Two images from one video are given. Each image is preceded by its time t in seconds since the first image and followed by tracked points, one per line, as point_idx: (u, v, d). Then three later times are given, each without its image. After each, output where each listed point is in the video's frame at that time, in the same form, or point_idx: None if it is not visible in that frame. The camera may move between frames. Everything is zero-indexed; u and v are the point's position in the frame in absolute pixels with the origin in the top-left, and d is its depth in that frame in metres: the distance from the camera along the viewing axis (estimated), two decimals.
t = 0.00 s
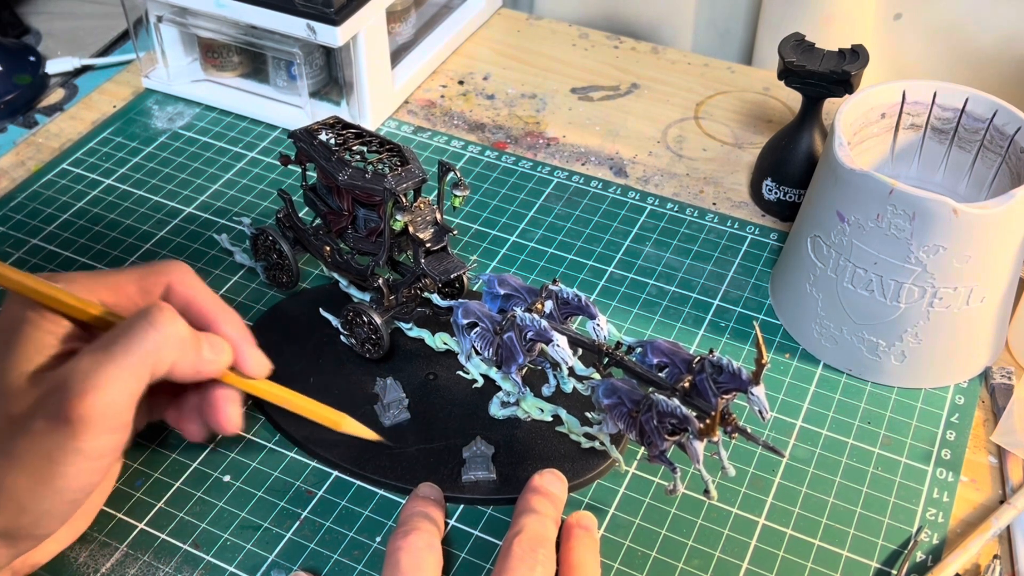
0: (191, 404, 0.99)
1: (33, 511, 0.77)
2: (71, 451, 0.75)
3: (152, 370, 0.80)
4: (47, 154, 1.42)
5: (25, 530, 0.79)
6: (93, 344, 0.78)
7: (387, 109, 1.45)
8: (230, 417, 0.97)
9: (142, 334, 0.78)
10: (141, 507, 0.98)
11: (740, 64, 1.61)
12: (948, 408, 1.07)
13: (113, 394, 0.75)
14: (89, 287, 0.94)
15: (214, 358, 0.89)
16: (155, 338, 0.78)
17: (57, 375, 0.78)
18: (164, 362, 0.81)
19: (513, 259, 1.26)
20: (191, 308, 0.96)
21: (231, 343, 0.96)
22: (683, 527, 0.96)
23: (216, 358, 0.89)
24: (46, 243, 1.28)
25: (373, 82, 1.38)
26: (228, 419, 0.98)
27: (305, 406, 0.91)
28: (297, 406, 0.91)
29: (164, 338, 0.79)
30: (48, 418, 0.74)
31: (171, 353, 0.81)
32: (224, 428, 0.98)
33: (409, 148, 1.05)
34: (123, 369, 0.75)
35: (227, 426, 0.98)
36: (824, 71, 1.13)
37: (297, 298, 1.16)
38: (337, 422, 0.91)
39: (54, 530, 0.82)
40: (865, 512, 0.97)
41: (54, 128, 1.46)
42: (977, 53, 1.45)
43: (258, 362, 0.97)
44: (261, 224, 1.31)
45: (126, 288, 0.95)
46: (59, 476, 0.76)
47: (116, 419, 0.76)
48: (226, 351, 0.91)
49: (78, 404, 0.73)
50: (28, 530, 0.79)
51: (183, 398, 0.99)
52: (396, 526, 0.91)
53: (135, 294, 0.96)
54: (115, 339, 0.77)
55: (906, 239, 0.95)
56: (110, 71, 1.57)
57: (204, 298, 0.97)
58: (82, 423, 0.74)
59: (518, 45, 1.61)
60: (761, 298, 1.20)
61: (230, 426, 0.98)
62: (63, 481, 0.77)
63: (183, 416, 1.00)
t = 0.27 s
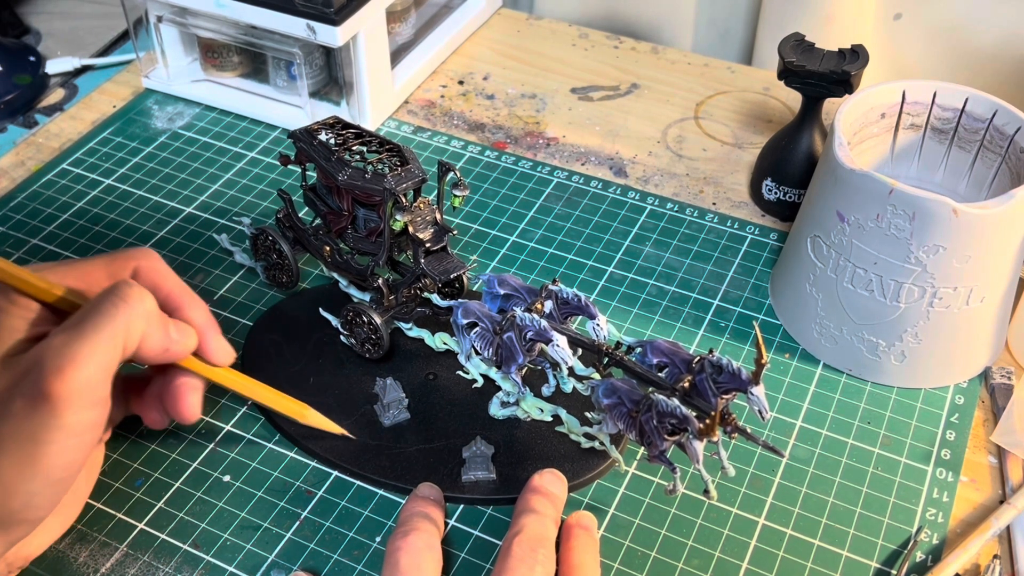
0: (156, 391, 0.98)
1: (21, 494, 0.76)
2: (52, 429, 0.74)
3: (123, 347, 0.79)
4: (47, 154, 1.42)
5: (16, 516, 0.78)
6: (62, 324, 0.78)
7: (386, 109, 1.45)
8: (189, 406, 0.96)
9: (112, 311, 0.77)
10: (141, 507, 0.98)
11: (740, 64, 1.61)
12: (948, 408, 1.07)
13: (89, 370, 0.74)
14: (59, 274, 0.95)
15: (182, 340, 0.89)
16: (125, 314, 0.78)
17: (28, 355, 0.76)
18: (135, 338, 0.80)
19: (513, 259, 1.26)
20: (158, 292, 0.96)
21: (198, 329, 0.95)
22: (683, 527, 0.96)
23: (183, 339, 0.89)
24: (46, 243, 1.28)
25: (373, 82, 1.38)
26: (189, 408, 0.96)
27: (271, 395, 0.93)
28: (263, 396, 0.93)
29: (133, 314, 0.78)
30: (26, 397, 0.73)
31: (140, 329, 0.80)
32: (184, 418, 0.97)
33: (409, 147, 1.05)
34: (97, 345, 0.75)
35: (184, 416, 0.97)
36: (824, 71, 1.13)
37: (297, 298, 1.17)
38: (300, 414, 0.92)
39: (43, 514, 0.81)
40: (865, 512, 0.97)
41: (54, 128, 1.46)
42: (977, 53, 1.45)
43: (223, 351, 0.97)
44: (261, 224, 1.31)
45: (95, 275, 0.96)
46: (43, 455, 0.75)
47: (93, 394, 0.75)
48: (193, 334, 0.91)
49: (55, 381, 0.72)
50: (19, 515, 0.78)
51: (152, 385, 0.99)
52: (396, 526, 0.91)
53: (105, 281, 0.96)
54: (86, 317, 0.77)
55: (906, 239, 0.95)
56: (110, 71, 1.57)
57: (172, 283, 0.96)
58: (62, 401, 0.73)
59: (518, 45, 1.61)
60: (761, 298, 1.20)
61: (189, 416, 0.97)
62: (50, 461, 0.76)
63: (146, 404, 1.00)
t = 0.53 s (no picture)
0: (136, 385, 0.99)
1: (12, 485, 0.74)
2: (39, 417, 0.73)
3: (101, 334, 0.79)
4: (47, 154, 1.42)
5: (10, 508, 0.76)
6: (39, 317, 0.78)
7: (386, 109, 1.45)
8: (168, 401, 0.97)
9: (89, 299, 0.78)
10: (142, 507, 0.98)
11: (740, 64, 1.61)
12: (948, 408, 1.07)
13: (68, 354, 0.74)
14: (42, 268, 0.96)
15: (161, 329, 0.89)
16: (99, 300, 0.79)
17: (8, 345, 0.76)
18: (112, 325, 0.81)
19: (513, 259, 1.26)
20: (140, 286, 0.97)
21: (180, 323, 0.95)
22: (683, 527, 0.96)
23: (162, 330, 0.89)
24: (46, 243, 1.28)
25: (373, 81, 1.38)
26: (167, 403, 0.97)
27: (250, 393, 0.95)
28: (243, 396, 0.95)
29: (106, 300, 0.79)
30: (11, 385, 0.72)
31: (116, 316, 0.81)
32: (161, 412, 0.98)
33: (408, 147, 1.05)
34: (74, 330, 0.75)
35: (163, 410, 0.97)
36: (825, 71, 1.13)
37: (298, 298, 1.17)
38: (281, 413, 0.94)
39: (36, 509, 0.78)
40: (865, 512, 0.97)
41: (54, 128, 1.46)
42: (977, 54, 1.45)
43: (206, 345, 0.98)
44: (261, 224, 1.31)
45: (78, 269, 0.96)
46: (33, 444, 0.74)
47: (75, 380, 0.75)
48: (172, 326, 0.91)
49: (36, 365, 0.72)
50: (12, 507, 0.76)
51: (132, 379, 0.99)
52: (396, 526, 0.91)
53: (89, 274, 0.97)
54: (63, 306, 0.77)
55: (906, 239, 0.95)
56: (111, 71, 1.57)
57: (153, 278, 0.97)
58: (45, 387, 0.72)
59: (518, 45, 1.61)
60: (761, 298, 1.20)
61: (167, 411, 0.98)
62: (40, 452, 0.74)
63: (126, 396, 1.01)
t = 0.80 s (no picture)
0: (190, 406, 0.98)
1: (31, 506, 0.78)
2: (69, 445, 0.76)
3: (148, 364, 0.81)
4: (47, 154, 1.42)
5: (28, 526, 0.80)
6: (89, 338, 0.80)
7: (386, 109, 1.45)
8: (221, 423, 0.96)
9: (138, 329, 0.79)
10: (142, 507, 0.98)
11: (740, 64, 1.61)
12: (948, 408, 1.07)
13: (104, 388, 0.76)
14: (87, 281, 0.96)
15: (211, 357, 0.89)
16: (149, 332, 0.80)
17: (51, 368, 0.79)
18: (159, 356, 0.82)
19: (513, 259, 1.26)
20: (194, 308, 0.98)
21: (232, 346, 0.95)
22: (683, 527, 0.96)
23: (212, 356, 0.90)
24: (46, 243, 1.28)
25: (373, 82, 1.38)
26: (217, 425, 0.96)
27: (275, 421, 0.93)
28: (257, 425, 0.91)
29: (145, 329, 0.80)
30: (47, 412, 0.76)
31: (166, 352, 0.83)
32: (213, 435, 0.97)
33: (409, 147, 1.05)
34: (116, 363, 0.77)
35: (214, 433, 0.97)
36: (824, 71, 1.13)
37: (298, 298, 1.16)
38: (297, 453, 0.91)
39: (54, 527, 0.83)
40: (865, 512, 0.97)
41: (54, 128, 1.46)
42: (977, 53, 1.45)
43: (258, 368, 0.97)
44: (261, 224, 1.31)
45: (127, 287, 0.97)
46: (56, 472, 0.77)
47: (108, 412, 0.77)
48: (224, 351, 0.91)
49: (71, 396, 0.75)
50: (28, 527, 0.80)
51: (186, 400, 0.99)
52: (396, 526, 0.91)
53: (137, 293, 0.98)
54: (111, 333, 0.79)
55: (906, 239, 0.95)
56: (110, 71, 1.57)
57: (208, 300, 0.98)
58: (78, 416, 0.75)
59: (518, 45, 1.61)
60: (761, 298, 1.20)
61: (219, 433, 0.97)
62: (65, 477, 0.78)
63: (176, 418, 1.00)
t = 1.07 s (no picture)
0: (228, 423, 0.99)
1: (37, 512, 0.81)
2: (83, 456, 0.79)
3: (173, 384, 0.84)
4: (47, 154, 1.42)
5: (32, 531, 0.82)
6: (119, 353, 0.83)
7: (387, 109, 1.45)
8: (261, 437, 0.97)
9: (166, 349, 0.82)
10: (141, 507, 0.98)
11: (740, 64, 1.61)
12: (948, 408, 1.07)
13: (124, 405, 0.79)
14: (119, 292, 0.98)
15: (243, 371, 0.92)
16: (178, 353, 0.83)
17: (76, 379, 0.82)
18: (186, 377, 0.85)
19: (513, 259, 1.26)
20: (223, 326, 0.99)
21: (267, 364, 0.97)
22: (683, 527, 0.96)
23: (245, 371, 0.92)
24: (46, 243, 1.28)
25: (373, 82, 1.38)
26: (257, 442, 0.97)
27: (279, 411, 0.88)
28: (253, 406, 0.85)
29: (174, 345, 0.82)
30: (67, 421, 0.78)
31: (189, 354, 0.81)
32: (256, 450, 0.97)
33: (408, 147, 1.05)
34: (139, 380, 0.80)
35: (257, 448, 0.97)
36: (824, 71, 1.13)
37: (298, 298, 1.16)
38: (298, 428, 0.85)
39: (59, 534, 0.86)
40: (865, 512, 0.97)
41: (54, 128, 1.46)
42: (977, 53, 1.45)
43: (291, 383, 0.98)
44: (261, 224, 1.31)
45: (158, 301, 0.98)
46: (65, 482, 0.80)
47: (126, 431, 0.80)
48: (256, 367, 0.93)
49: (91, 409, 0.77)
50: (33, 530, 0.82)
51: (222, 417, 0.99)
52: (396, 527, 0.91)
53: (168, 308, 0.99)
54: (138, 349, 0.82)
55: (906, 239, 0.95)
56: (110, 71, 1.57)
57: (237, 317, 0.99)
58: (96, 430, 0.78)
59: (518, 45, 1.61)
60: (761, 298, 1.20)
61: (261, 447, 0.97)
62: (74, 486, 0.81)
63: (213, 436, 0.99)
